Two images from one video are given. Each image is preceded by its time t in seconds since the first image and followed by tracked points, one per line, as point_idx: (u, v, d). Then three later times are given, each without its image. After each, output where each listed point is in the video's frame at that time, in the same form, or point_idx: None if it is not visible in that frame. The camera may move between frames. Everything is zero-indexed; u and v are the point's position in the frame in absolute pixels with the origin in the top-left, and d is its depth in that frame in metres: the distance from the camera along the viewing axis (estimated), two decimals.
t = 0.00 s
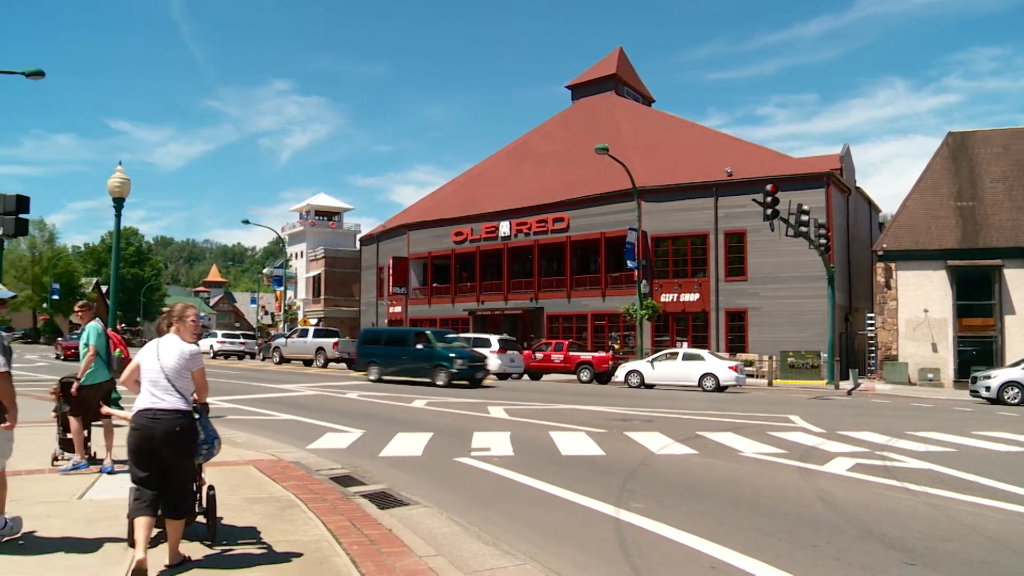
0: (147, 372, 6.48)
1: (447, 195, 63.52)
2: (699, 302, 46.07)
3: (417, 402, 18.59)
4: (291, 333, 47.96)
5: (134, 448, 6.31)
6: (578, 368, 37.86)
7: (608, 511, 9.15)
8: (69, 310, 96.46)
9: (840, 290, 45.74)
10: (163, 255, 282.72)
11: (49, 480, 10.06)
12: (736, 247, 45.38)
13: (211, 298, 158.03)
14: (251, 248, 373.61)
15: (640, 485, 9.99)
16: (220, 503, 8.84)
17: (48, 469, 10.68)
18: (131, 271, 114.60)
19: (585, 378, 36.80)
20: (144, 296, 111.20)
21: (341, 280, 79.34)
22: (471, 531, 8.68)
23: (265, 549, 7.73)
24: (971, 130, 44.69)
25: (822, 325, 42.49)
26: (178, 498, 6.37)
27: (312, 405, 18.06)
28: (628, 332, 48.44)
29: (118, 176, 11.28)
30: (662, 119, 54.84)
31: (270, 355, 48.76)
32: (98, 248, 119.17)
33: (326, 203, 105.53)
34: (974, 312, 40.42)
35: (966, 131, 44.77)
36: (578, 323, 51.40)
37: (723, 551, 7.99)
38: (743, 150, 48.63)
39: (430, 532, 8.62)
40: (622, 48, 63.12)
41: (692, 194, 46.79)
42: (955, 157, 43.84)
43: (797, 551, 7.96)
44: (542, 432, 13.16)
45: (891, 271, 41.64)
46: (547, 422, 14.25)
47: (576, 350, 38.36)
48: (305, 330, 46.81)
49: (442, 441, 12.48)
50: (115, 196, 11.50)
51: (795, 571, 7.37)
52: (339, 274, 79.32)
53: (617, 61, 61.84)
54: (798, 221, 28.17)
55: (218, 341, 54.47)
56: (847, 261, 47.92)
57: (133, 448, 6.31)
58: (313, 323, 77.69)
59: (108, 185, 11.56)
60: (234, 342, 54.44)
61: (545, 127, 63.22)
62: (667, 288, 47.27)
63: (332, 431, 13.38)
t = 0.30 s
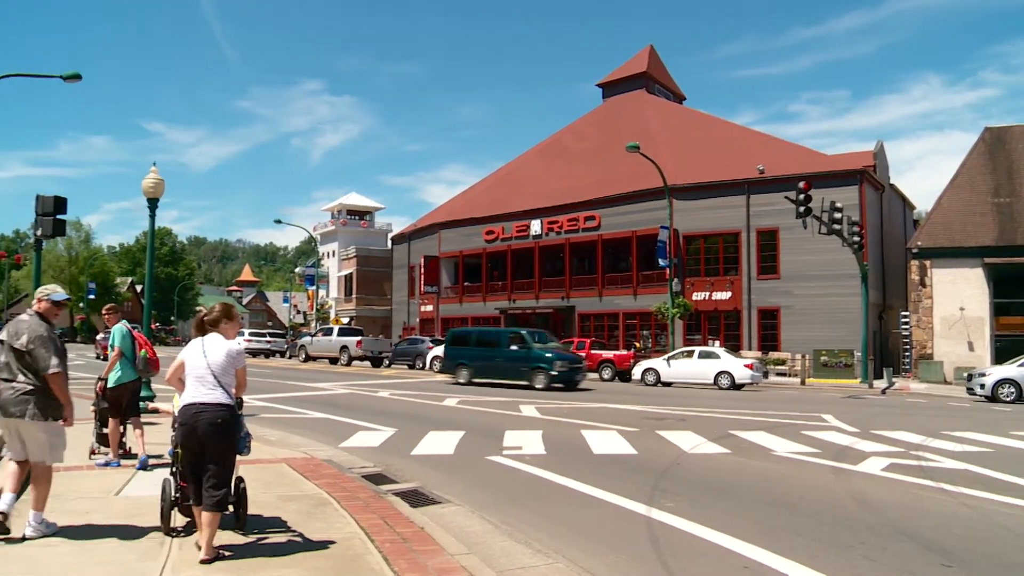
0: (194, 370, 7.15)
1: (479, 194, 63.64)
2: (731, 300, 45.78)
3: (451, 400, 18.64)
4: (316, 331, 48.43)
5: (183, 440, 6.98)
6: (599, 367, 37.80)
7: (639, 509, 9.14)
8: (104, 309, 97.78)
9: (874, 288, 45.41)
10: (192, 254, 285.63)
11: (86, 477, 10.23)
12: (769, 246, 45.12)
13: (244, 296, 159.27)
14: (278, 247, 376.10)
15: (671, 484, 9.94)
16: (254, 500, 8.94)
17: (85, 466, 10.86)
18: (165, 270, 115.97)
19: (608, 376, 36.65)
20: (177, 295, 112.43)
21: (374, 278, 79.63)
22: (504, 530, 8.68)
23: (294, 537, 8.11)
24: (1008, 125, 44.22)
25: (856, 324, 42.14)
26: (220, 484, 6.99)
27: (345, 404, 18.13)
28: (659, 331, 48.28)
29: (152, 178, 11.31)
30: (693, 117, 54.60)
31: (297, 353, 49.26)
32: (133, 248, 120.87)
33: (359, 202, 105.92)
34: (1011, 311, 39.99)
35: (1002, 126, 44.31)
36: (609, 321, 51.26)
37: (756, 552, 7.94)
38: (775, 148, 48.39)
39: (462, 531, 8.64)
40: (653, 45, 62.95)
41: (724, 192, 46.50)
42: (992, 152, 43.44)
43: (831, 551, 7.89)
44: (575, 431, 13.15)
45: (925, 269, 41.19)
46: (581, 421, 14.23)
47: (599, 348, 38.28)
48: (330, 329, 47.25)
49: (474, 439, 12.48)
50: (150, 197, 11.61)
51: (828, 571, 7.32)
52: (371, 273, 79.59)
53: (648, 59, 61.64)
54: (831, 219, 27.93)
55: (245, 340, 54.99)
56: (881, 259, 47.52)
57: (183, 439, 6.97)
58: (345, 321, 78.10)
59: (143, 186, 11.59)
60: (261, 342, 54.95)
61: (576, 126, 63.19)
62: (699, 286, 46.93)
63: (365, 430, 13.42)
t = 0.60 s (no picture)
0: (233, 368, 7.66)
1: (511, 192, 63.64)
2: (765, 298, 45.59)
3: (484, 398, 18.64)
4: (343, 329, 48.91)
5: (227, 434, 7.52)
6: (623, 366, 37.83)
7: (673, 508, 9.12)
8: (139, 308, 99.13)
9: (910, 286, 44.99)
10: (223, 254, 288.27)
11: (124, 474, 10.38)
12: (803, 243, 44.79)
13: (278, 294, 160.37)
14: (304, 245, 379.17)
15: (707, 483, 9.90)
16: (290, 498, 9.04)
17: (125, 462, 11.04)
18: (201, 269, 117.27)
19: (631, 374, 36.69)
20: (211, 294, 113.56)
21: (407, 276, 79.95)
22: (538, 528, 8.70)
23: (319, 527, 8.35)
24: None
25: (892, 322, 41.71)
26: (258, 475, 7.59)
27: (377, 402, 18.17)
28: (693, 329, 48.21)
29: (188, 177, 11.31)
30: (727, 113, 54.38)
31: (324, 351, 49.77)
32: (170, 247, 122.55)
33: (393, 200, 106.24)
34: None
35: None
36: (643, 319, 51.27)
37: (793, 552, 7.86)
38: (809, 144, 48.08)
39: (495, 528, 8.68)
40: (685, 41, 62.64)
41: (759, 189, 46.32)
42: None
43: (868, 551, 7.82)
44: (609, 429, 13.11)
45: (964, 265, 40.69)
46: (616, 419, 14.18)
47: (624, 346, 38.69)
48: (356, 327, 47.66)
49: (507, 437, 12.52)
50: (185, 197, 11.64)
51: (865, 571, 7.25)
52: (404, 272, 79.92)
53: (681, 55, 61.24)
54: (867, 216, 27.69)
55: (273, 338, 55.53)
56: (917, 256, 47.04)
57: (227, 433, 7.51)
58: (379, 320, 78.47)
59: (179, 187, 11.63)
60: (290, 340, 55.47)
61: (609, 123, 63.04)
62: (733, 284, 46.89)
63: (399, 428, 13.47)
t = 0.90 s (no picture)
0: (275, 364, 8.17)
1: (546, 190, 63.66)
2: (801, 296, 45.24)
3: (519, 396, 18.66)
4: (371, 327, 49.59)
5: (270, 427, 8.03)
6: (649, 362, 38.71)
7: (709, 506, 9.09)
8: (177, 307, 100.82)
9: (949, 283, 44.47)
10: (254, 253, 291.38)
11: (162, 469, 10.57)
12: (840, 240, 44.40)
13: (314, 293, 161.83)
14: (330, 243, 382.12)
15: (742, 481, 9.86)
16: (327, 495, 9.15)
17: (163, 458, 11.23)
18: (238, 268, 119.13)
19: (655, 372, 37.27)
20: (247, 293, 115.19)
21: (441, 275, 80.40)
22: (572, 526, 8.70)
23: (341, 516, 8.69)
24: None
25: (931, 320, 41.27)
26: (298, 465, 8.16)
27: (411, 400, 18.28)
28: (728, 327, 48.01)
29: (225, 178, 11.33)
30: (765, 110, 54.27)
31: (353, 348, 50.36)
32: (207, 247, 124.49)
33: (428, 199, 106.46)
34: None
35: None
36: (677, 317, 51.09)
37: (829, 552, 7.80)
38: (845, 140, 47.79)
39: (529, 525, 8.71)
40: (719, 38, 62.78)
41: (794, 185, 46.02)
42: None
43: (905, 551, 7.74)
44: (643, 427, 13.09)
45: (1005, 262, 40.43)
46: (651, 417, 14.18)
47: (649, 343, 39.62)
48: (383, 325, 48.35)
49: (541, 435, 12.52)
50: (223, 197, 11.70)
51: (903, 571, 7.19)
52: (439, 270, 80.39)
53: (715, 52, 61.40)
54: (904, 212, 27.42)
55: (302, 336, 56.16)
56: (957, 251, 46.51)
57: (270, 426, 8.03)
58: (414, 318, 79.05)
59: (215, 186, 11.66)
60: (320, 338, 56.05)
61: (642, 120, 63.03)
62: (768, 281, 46.44)
63: (435, 426, 13.54)
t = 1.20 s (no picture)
0: (314, 358, 8.70)
1: (580, 188, 63.64)
2: (836, 293, 45.02)
3: (552, 394, 18.66)
4: (396, 325, 50.22)
5: (311, 418, 8.56)
6: (673, 358, 39.60)
7: (744, 504, 9.05)
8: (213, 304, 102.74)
9: (987, 280, 43.85)
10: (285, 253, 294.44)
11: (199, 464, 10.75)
12: (875, 236, 44.02)
13: (348, 292, 163.26)
14: (358, 240, 385.90)
15: (777, 480, 9.78)
16: (362, 492, 9.24)
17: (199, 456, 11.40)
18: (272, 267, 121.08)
19: (680, 367, 38.49)
20: (281, 291, 116.81)
21: (474, 272, 80.99)
22: (607, 524, 8.70)
23: (367, 505, 8.96)
24: None
25: (969, 318, 40.78)
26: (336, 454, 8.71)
27: (444, 397, 18.33)
28: (763, 324, 47.80)
29: (259, 177, 11.40)
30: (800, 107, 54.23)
31: (380, 345, 50.92)
32: (242, 246, 126.65)
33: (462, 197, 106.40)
34: None
35: None
36: (711, 315, 50.95)
37: (865, 551, 7.73)
38: (882, 136, 47.39)
39: (563, 523, 8.72)
40: (752, 35, 63.14)
41: (829, 181, 45.68)
42: None
43: (945, 552, 7.63)
44: (678, 425, 13.05)
45: None
46: (685, 415, 14.14)
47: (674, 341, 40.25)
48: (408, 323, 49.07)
49: (575, 433, 12.50)
50: (256, 196, 11.72)
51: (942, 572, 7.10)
52: (472, 268, 80.93)
53: (748, 48, 61.93)
54: (942, 208, 27.08)
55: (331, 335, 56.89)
56: (996, 247, 45.94)
57: (310, 418, 8.56)
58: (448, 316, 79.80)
59: (250, 185, 11.74)
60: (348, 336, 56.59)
61: (676, 118, 63.02)
62: (803, 278, 46.35)
63: (469, 424, 13.54)
